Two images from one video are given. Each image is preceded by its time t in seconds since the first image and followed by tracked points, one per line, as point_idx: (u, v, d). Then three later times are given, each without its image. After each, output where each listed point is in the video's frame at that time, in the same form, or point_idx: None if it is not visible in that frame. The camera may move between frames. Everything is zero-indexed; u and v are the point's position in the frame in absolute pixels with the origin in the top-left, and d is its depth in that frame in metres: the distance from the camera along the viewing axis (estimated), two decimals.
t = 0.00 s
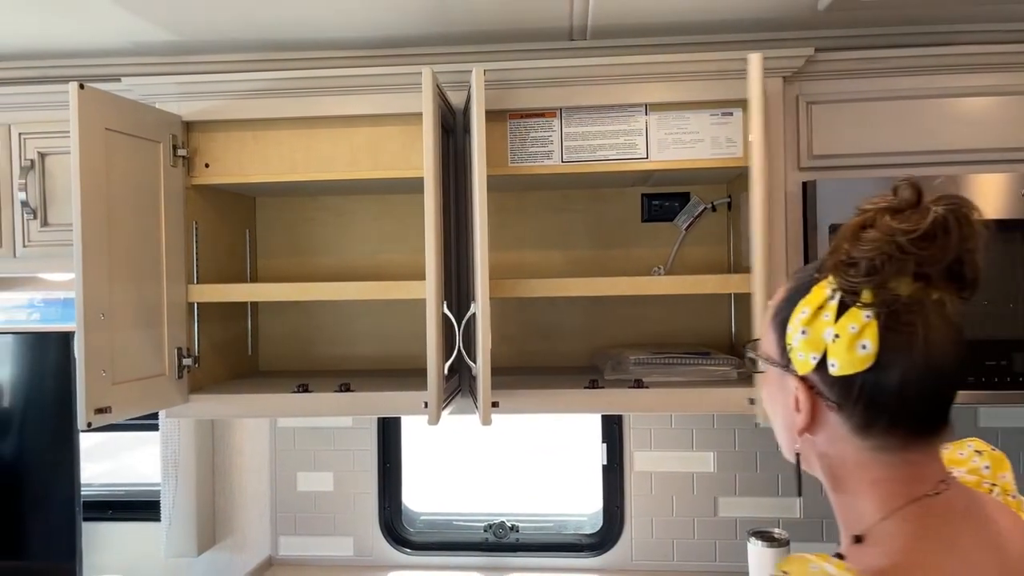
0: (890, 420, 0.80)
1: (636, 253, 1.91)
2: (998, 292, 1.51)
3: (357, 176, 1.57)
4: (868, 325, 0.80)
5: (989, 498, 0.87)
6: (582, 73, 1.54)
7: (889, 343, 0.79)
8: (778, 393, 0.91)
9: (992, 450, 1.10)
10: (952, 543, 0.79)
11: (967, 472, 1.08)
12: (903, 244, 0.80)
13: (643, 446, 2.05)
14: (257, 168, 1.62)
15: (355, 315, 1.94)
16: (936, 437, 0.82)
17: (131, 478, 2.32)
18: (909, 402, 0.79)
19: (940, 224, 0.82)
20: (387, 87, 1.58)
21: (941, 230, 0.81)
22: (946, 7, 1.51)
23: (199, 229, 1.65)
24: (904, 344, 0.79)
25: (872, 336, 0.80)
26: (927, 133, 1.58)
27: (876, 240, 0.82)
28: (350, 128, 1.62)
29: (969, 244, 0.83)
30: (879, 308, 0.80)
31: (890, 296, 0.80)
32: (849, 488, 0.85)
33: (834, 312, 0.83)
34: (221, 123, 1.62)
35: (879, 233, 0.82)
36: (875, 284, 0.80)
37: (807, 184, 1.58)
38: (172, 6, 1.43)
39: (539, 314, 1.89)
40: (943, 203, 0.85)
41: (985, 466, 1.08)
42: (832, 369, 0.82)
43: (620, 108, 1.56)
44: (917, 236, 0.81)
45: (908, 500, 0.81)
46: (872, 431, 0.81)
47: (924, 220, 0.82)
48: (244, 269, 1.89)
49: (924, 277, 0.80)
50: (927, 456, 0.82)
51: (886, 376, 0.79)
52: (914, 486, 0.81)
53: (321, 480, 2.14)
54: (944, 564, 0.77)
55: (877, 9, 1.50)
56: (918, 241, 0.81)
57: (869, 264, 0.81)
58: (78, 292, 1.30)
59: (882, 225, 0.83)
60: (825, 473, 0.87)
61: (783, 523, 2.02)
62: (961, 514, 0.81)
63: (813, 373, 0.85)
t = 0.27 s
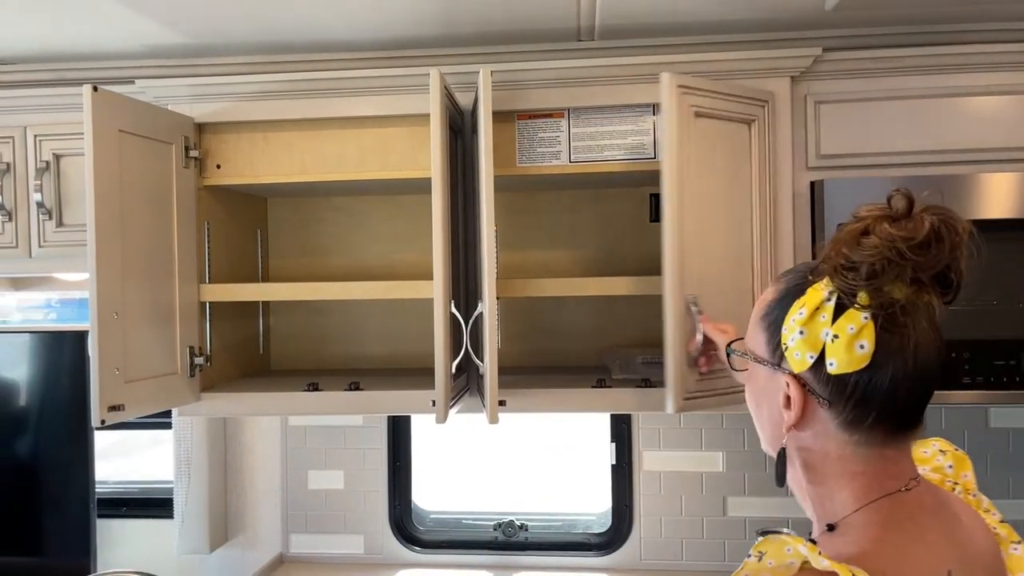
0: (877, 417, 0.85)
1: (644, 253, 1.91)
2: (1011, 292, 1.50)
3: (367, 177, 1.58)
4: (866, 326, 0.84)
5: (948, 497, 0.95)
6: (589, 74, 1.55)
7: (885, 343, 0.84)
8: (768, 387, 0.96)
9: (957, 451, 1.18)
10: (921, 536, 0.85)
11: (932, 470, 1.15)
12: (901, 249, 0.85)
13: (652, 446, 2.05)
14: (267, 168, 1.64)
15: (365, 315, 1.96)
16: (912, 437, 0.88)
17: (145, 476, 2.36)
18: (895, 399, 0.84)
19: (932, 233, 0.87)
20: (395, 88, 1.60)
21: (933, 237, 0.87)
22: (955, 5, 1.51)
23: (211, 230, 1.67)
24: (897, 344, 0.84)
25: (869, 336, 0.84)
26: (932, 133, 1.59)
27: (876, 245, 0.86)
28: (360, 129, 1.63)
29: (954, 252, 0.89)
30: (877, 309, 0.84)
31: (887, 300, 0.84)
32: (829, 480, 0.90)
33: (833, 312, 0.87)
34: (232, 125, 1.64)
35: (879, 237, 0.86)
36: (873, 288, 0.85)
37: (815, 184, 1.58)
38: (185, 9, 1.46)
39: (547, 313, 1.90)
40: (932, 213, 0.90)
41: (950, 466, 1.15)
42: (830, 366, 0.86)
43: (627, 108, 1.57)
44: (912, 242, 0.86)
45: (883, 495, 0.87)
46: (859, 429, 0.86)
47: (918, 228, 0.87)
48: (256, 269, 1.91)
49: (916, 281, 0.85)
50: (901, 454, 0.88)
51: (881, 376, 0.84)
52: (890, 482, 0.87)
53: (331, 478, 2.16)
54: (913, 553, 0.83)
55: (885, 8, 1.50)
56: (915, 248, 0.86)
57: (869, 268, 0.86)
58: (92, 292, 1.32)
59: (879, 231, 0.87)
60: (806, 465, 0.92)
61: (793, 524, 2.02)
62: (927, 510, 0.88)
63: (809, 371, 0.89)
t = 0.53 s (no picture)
0: (854, 411, 0.90)
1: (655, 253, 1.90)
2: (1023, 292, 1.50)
3: (377, 177, 1.59)
4: (853, 330, 0.88)
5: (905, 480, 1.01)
6: (598, 74, 1.55)
7: (867, 348, 0.89)
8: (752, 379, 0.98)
9: (911, 442, 1.22)
10: (887, 518, 0.90)
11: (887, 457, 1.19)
12: (890, 261, 0.89)
13: (662, 446, 2.05)
14: (279, 170, 1.66)
15: (376, 314, 1.97)
16: (878, 426, 0.94)
17: (158, 474, 2.38)
18: (871, 397, 0.89)
19: (916, 247, 0.91)
20: (405, 89, 1.60)
21: (916, 251, 0.91)
22: (968, 4, 1.50)
23: (223, 231, 1.69)
24: (877, 349, 0.89)
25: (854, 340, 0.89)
26: (944, 132, 1.58)
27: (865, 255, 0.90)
28: (370, 131, 1.64)
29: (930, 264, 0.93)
30: (863, 316, 0.89)
31: (869, 306, 0.88)
32: (804, 466, 0.95)
33: (822, 316, 0.90)
34: (244, 126, 1.66)
35: (869, 249, 0.90)
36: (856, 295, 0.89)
37: (826, 183, 1.58)
38: (198, 12, 1.47)
39: (557, 313, 1.90)
40: (913, 228, 0.94)
41: (904, 454, 1.20)
42: (815, 367, 0.90)
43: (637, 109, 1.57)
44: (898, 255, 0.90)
45: (852, 479, 0.92)
46: (837, 421, 0.91)
47: (903, 241, 0.91)
48: (268, 269, 1.93)
49: (897, 291, 0.90)
50: (868, 442, 0.94)
51: (861, 376, 0.88)
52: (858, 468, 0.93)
53: (343, 477, 2.17)
54: (881, 534, 0.89)
55: (897, 7, 1.50)
56: (898, 259, 0.89)
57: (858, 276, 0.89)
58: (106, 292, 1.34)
59: (867, 242, 0.91)
60: (782, 453, 0.96)
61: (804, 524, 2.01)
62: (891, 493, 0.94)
63: (795, 370, 0.92)
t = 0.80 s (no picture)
0: (781, 411, 0.88)
1: (663, 254, 1.90)
2: None
3: (385, 179, 1.59)
4: (768, 338, 0.86)
5: (864, 474, 0.97)
6: (605, 76, 1.55)
7: (784, 355, 0.86)
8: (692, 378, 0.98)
9: (885, 435, 1.20)
10: (822, 506, 0.87)
11: (858, 454, 1.18)
12: (800, 270, 0.86)
13: (670, 447, 2.04)
14: (288, 172, 1.66)
15: (384, 315, 1.97)
16: (820, 425, 0.90)
17: (170, 474, 2.40)
18: (794, 399, 0.87)
19: (832, 254, 0.88)
20: (413, 91, 1.61)
21: (832, 259, 0.88)
22: (978, 4, 1.49)
23: (231, 234, 1.69)
24: (796, 356, 0.86)
25: (771, 347, 0.86)
26: (951, 133, 1.58)
27: (776, 266, 0.88)
28: (378, 133, 1.65)
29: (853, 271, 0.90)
30: (777, 325, 0.86)
31: (784, 315, 0.86)
32: (744, 458, 0.93)
33: (742, 323, 0.89)
34: (254, 129, 1.67)
35: (779, 261, 0.88)
36: (771, 305, 0.87)
37: (833, 184, 1.58)
38: (209, 16, 1.48)
39: (565, 314, 1.90)
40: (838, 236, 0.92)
41: (876, 450, 1.18)
42: (737, 373, 0.89)
43: (645, 110, 1.57)
44: (812, 263, 0.87)
45: (789, 469, 0.89)
46: (766, 418, 0.89)
47: (816, 251, 0.88)
48: (277, 270, 1.94)
49: (813, 299, 0.87)
50: (812, 434, 0.90)
51: (781, 380, 0.86)
52: (797, 458, 0.89)
53: (352, 477, 2.17)
54: (811, 523, 0.86)
55: (907, 7, 1.49)
56: (809, 269, 0.87)
57: (769, 286, 0.87)
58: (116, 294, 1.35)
59: (780, 253, 0.89)
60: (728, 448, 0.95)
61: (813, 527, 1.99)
62: (835, 483, 0.90)
63: (725, 374, 0.91)
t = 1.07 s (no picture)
0: (728, 413, 0.86)
1: (672, 254, 1.89)
2: None
3: (392, 179, 1.59)
4: (705, 338, 0.85)
5: (844, 497, 0.90)
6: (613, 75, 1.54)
7: (722, 353, 0.84)
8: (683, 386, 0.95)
9: (900, 457, 1.03)
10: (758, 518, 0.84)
11: (863, 472, 1.01)
12: (727, 272, 0.87)
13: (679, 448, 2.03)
14: (295, 172, 1.66)
15: (392, 315, 1.97)
16: (775, 431, 0.86)
17: (179, 474, 2.41)
18: (738, 402, 0.85)
19: (769, 261, 0.88)
20: (420, 91, 1.61)
21: (762, 261, 0.88)
22: (991, 2, 1.47)
23: (240, 233, 1.70)
24: (734, 356, 0.84)
25: (709, 348, 0.85)
26: (964, 131, 1.56)
27: (709, 273, 0.90)
28: (385, 133, 1.65)
29: (793, 274, 0.89)
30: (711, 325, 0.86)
31: (721, 318, 0.85)
32: (706, 457, 0.91)
33: (686, 324, 0.89)
34: (262, 129, 1.67)
35: (711, 268, 0.90)
36: (709, 309, 0.87)
37: (844, 184, 1.57)
38: (217, 17, 1.49)
39: (573, 314, 1.89)
40: (779, 244, 0.92)
41: (882, 471, 1.01)
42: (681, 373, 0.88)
43: (653, 110, 1.56)
44: (741, 266, 0.88)
45: (738, 476, 0.87)
46: (715, 419, 0.87)
47: (751, 258, 0.89)
48: (285, 270, 1.94)
49: (751, 303, 0.86)
50: (770, 443, 0.87)
51: (723, 380, 0.84)
52: (749, 466, 0.87)
53: (360, 477, 2.16)
54: (738, 532, 0.84)
55: (919, 5, 1.47)
56: (744, 275, 0.87)
57: (703, 291, 0.89)
58: (124, 294, 1.36)
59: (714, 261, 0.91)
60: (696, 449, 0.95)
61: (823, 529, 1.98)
62: (788, 500, 0.85)
63: (677, 377, 0.91)
